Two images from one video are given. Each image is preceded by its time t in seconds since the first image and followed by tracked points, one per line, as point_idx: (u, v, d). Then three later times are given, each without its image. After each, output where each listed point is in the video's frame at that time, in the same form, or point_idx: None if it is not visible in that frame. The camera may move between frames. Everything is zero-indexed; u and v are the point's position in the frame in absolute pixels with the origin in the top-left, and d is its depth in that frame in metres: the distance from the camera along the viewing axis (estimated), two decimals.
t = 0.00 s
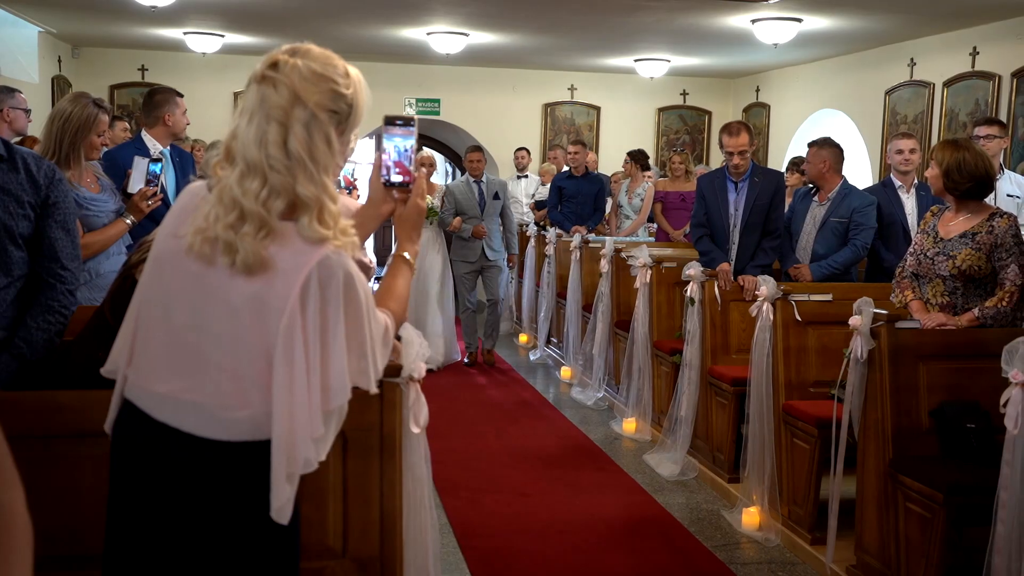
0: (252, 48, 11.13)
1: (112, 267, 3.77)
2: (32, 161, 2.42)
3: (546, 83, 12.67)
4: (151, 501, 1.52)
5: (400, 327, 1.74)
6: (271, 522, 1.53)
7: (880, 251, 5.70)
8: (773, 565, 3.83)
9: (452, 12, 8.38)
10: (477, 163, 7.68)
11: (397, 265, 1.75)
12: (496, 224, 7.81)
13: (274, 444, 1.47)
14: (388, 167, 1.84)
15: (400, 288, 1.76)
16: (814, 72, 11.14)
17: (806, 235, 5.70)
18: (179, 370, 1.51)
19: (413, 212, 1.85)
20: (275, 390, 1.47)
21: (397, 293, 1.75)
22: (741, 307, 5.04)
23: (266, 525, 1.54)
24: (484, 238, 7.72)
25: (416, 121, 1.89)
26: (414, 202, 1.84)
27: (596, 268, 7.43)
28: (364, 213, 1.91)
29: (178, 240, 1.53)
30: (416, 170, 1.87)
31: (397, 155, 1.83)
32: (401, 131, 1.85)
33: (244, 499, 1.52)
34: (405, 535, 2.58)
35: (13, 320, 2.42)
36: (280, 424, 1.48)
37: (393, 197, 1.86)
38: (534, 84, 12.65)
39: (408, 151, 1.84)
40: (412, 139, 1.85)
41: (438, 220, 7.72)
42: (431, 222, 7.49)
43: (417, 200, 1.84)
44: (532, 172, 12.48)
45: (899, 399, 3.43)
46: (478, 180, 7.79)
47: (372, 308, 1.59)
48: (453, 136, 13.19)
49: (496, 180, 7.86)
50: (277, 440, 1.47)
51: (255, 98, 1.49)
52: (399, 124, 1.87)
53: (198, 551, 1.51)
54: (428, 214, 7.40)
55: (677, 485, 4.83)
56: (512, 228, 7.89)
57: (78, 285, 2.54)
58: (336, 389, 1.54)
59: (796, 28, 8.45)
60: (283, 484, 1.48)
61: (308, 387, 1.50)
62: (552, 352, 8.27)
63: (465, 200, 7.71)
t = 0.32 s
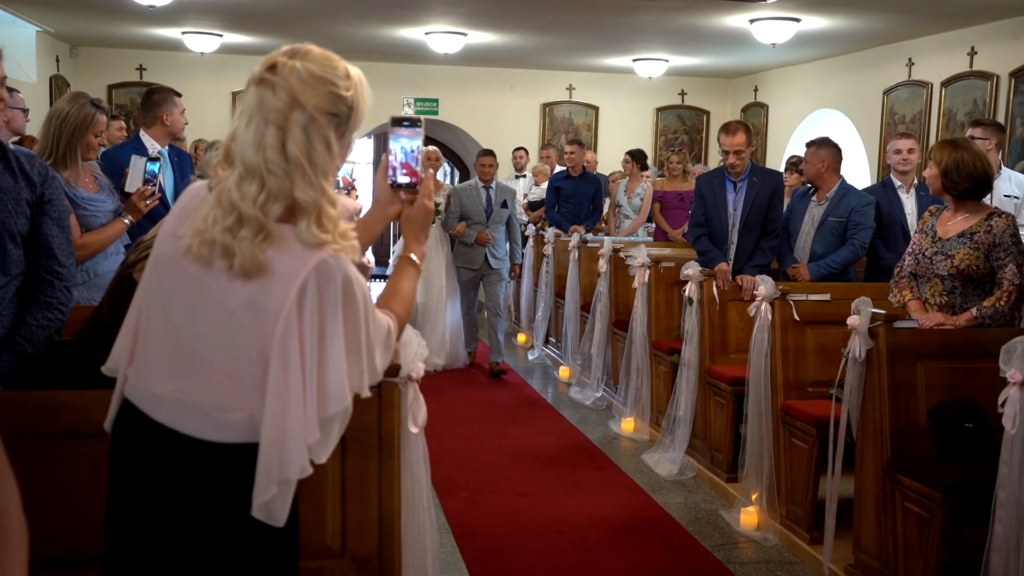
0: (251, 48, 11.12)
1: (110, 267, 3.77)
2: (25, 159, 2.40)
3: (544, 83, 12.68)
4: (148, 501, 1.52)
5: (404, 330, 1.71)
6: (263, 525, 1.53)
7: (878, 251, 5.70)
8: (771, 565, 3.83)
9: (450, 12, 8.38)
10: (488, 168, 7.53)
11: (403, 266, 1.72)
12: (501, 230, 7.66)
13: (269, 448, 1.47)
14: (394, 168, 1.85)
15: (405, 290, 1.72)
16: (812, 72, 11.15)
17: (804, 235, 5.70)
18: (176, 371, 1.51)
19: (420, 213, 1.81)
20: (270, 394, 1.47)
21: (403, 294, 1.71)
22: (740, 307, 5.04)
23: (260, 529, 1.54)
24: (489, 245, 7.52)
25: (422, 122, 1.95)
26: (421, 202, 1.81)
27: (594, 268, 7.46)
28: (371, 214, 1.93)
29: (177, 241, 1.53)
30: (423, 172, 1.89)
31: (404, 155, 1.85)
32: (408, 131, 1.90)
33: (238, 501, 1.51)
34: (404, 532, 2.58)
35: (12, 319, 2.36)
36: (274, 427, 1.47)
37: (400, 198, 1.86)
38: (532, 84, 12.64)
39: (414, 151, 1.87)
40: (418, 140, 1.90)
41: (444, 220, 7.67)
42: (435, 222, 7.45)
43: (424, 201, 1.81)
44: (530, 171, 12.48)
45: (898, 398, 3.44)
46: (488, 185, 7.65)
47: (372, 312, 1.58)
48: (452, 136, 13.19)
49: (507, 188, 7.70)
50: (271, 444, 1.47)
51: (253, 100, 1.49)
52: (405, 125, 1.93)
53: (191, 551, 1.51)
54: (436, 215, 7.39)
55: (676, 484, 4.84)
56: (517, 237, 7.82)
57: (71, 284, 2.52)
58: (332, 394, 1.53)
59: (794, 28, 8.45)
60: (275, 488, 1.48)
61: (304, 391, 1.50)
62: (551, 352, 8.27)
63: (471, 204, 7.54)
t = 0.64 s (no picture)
0: (250, 48, 11.12)
1: (109, 267, 3.77)
2: (21, 158, 2.39)
3: (543, 83, 12.68)
4: (148, 502, 1.52)
5: (405, 330, 1.71)
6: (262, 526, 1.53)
7: (876, 250, 5.71)
8: (769, 565, 3.84)
9: (449, 12, 8.39)
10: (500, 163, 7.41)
11: (405, 268, 1.73)
12: (508, 230, 7.45)
13: (265, 450, 1.47)
14: (399, 170, 1.86)
15: (407, 292, 1.73)
16: (810, 73, 11.16)
17: (802, 236, 5.71)
18: (173, 372, 1.52)
19: (424, 214, 1.81)
20: (266, 395, 1.47)
21: (404, 296, 1.72)
22: (738, 307, 5.04)
23: (259, 529, 1.54)
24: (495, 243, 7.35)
25: (426, 125, 1.97)
26: (425, 204, 1.81)
27: (592, 268, 7.48)
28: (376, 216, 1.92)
29: (175, 242, 1.54)
30: (426, 173, 1.90)
31: (407, 157, 1.86)
32: (412, 135, 1.91)
33: (236, 502, 1.52)
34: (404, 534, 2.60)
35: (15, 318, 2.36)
36: (270, 428, 1.47)
37: (404, 201, 1.87)
38: (531, 84, 12.65)
39: (418, 153, 1.88)
40: (422, 142, 1.91)
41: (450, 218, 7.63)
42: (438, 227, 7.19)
43: (428, 203, 1.80)
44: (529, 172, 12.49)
45: (895, 398, 3.44)
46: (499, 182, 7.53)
47: (369, 313, 1.58)
48: (450, 136, 13.20)
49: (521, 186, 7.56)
50: (267, 446, 1.46)
51: (248, 102, 1.50)
52: (409, 128, 1.94)
53: (191, 551, 1.52)
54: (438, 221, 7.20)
55: (674, 484, 4.84)
56: (527, 235, 7.56)
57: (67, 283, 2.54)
58: (329, 396, 1.53)
59: (792, 28, 8.46)
60: (271, 490, 1.47)
61: (300, 393, 1.49)
62: (549, 352, 8.28)
63: (480, 200, 7.44)
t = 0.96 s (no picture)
0: (248, 49, 11.13)
1: (108, 267, 3.79)
2: (18, 159, 2.43)
3: (540, 84, 12.69)
4: (146, 499, 1.54)
5: (404, 329, 1.73)
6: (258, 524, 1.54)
7: (872, 250, 5.73)
8: (766, 563, 3.85)
9: (447, 13, 8.41)
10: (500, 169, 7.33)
11: (404, 268, 1.74)
12: (511, 236, 7.31)
13: (260, 448, 1.48)
14: (399, 170, 1.87)
15: (406, 291, 1.74)
16: (807, 73, 11.18)
17: (799, 235, 5.73)
18: (171, 372, 1.54)
19: (424, 214, 1.83)
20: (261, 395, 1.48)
21: (402, 295, 1.73)
22: (734, 307, 5.06)
23: (257, 527, 1.55)
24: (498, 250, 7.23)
25: (428, 125, 1.97)
26: (425, 204, 1.82)
27: (590, 268, 7.49)
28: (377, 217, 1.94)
29: (173, 242, 1.55)
30: (426, 173, 1.90)
31: (407, 157, 1.87)
32: (411, 134, 1.92)
33: (233, 500, 1.53)
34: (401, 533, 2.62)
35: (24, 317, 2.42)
36: (266, 428, 1.48)
37: (403, 200, 1.88)
38: (529, 85, 12.67)
39: (418, 152, 1.89)
40: (422, 140, 1.92)
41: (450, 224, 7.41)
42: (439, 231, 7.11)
43: (427, 203, 1.82)
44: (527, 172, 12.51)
45: (891, 397, 3.46)
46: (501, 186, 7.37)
47: (366, 313, 1.59)
48: (448, 137, 13.22)
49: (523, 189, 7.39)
50: (262, 445, 1.48)
51: (245, 104, 1.52)
52: (409, 128, 1.94)
53: (189, 549, 1.53)
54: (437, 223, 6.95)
55: (671, 483, 4.86)
56: (528, 239, 7.35)
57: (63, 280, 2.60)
58: (323, 396, 1.53)
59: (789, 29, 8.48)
60: (266, 488, 1.49)
61: (294, 392, 1.50)
62: (547, 352, 8.29)
63: (482, 207, 7.29)
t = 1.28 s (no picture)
0: (246, 50, 11.14)
1: (106, 267, 3.80)
2: (18, 162, 2.43)
3: (537, 85, 12.72)
4: (145, 498, 1.55)
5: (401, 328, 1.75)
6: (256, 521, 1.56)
7: (867, 249, 5.77)
8: (762, 561, 3.88)
9: (444, 15, 8.43)
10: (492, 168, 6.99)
11: (402, 267, 1.76)
12: (513, 235, 7.04)
13: (257, 446, 1.49)
14: (395, 170, 1.88)
15: (403, 290, 1.76)
16: (803, 74, 11.21)
17: (794, 235, 5.76)
18: (170, 371, 1.55)
19: (421, 213, 1.86)
20: (259, 392, 1.50)
21: (399, 295, 1.75)
22: (730, 306, 5.09)
23: (255, 524, 1.57)
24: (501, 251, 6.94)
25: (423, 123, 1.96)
26: (421, 203, 1.86)
27: (587, 268, 7.51)
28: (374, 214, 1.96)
29: (171, 243, 1.57)
30: (423, 172, 1.92)
31: (403, 156, 1.88)
32: (408, 133, 1.91)
33: (231, 498, 1.55)
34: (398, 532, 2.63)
35: (23, 318, 2.43)
36: (264, 426, 1.50)
37: (401, 200, 1.89)
38: (525, 86, 12.69)
39: (414, 152, 1.90)
40: (419, 140, 1.91)
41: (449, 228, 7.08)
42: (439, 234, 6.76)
43: (424, 202, 1.86)
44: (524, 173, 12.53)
45: (886, 396, 3.48)
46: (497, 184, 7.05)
47: (364, 312, 1.61)
48: (445, 137, 13.24)
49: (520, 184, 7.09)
50: (259, 443, 1.49)
51: (242, 103, 1.53)
52: (406, 127, 1.93)
53: (188, 548, 1.55)
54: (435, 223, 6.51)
55: (667, 482, 4.88)
56: (533, 238, 7.15)
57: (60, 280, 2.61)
58: (321, 394, 1.55)
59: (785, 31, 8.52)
60: (263, 486, 1.50)
61: (291, 390, 1.52)
62: (544, 352, 8.30)
63: (480, 208, 6.94)
